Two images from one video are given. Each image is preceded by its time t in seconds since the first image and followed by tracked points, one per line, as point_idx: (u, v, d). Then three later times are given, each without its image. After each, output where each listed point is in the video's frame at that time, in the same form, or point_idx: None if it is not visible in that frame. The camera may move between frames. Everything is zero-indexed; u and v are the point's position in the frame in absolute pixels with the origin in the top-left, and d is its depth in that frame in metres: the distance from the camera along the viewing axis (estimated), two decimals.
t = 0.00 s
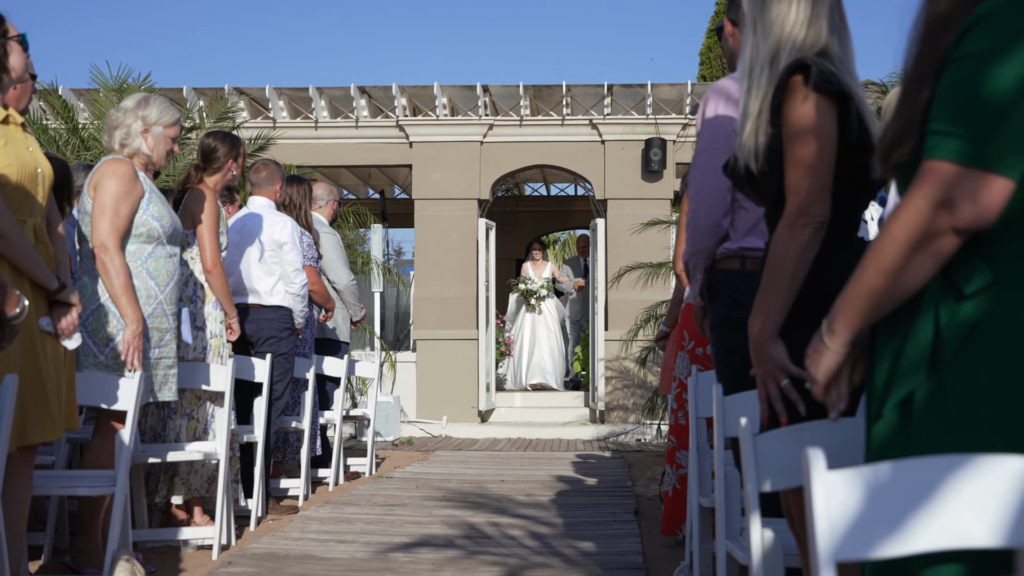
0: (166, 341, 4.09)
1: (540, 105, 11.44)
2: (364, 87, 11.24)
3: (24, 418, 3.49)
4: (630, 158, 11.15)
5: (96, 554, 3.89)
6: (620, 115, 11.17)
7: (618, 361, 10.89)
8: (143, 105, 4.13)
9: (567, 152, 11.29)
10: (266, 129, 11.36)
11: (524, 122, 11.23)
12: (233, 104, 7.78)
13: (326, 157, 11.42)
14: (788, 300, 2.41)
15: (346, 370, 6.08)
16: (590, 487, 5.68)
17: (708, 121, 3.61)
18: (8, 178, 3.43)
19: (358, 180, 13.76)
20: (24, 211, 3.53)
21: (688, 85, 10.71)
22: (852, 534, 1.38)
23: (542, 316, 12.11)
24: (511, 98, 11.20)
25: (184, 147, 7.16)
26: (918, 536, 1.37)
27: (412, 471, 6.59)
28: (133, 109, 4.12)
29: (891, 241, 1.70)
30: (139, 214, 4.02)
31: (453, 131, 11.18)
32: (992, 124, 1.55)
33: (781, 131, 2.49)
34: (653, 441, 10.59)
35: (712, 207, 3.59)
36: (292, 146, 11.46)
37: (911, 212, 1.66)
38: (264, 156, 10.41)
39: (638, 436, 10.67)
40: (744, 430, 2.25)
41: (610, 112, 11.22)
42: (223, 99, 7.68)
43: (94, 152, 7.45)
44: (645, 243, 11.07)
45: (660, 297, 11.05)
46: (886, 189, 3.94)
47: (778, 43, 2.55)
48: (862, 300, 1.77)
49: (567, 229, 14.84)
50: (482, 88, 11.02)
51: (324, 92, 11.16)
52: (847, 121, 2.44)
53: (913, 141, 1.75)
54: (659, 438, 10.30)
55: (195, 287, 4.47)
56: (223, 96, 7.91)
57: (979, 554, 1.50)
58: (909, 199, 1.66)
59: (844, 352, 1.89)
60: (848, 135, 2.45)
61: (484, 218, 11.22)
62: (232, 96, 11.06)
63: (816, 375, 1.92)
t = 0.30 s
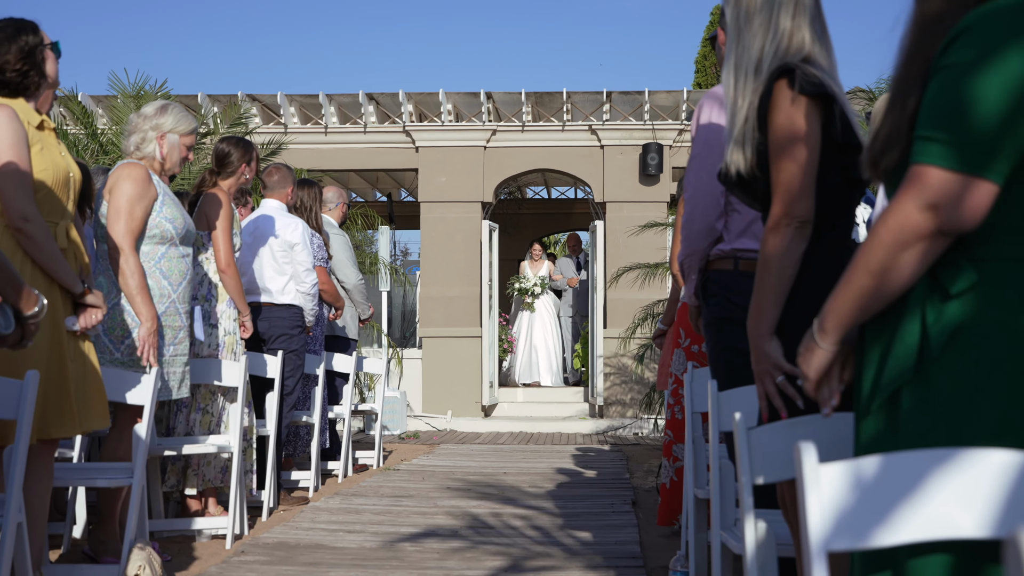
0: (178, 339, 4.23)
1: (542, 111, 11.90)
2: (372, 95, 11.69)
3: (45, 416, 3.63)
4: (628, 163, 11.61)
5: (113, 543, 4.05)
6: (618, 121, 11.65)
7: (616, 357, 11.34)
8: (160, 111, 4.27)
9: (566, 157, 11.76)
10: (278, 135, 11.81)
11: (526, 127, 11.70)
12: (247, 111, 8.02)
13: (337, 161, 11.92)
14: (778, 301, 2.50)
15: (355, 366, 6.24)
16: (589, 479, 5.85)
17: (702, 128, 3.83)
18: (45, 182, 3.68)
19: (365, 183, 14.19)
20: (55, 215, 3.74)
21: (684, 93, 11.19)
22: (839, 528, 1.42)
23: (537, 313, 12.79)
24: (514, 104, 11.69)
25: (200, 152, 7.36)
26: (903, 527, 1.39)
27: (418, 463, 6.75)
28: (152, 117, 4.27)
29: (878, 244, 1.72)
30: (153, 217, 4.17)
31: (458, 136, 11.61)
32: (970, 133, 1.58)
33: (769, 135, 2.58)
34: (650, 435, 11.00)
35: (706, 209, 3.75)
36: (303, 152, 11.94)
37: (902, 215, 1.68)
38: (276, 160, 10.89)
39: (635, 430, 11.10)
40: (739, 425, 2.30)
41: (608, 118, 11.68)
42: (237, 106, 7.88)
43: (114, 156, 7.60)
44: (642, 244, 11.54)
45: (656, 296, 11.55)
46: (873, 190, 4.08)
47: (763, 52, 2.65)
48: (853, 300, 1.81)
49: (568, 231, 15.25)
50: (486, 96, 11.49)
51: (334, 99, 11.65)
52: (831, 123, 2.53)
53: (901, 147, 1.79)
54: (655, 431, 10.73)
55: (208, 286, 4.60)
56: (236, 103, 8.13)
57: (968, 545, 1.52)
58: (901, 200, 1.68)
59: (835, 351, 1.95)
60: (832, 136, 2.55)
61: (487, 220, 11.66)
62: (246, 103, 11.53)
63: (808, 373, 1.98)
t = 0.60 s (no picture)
0: (190, 338, 4.39)
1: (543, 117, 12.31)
2: (380, 101, 12.14)
3: (67, 412, 3.81)
4: (626, 167, 12.01)
5: (130, 533, 4.20)
6: (617, 127, 12.04)
7: (615, 354, 11.74)
8: (189, 123, 4.47)
9: (566, 161, 12.16)
10: (289, 140, 12.27)
11: (528, 132, 12.12)
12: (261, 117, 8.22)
13: (347, 165, 12.40)
14: (776, 300, 2.60)
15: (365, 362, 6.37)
16: (590, 471, 6.01)
17: (697, 132, 3.98)
18: (70, 188, 3.86)
19: (373, 186, 14.62)
20: (78, 219, 3.92)
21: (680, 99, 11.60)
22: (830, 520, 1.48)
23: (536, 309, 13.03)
24: (516, 110, 12.21)
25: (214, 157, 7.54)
26: (891, 518, 1.45)
27: (425, 456, 6.88)
28: (184, 132, 4.45)
29: (868, 244, 1.85)
30: (170, 220, 4.32)
31: (462, 141, 12.04)
32: (958, 138, 1.71)
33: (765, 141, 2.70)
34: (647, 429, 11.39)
35: (701, 212, 3.89)
36: (313, 156, 12.40)
37: (890, 217, 1.81)
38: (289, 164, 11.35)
39: (634, 424, 11.47)
40: (733, 419, 2.38)
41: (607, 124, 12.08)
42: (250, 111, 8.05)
43: (131, 161, 7.76)
44: (640, 246, 11.91)
45: (654, 295, 11.94)
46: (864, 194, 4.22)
47: (756, 61, 2.76)
48: (843, 298, 1.93)
49: (567, 232, 15.93)
50: (489, 102, 11.93)
51: (343, 105, 12.14)
52: (824, 128, 2.64)
53: (887, 153, 1.93)
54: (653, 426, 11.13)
55: (222, 285, 4.76)
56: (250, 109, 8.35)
57: (952, 535, 1.63)
58: (889, 202, 1.81)
59: (825, 348, 2.08)
60: (825, 140, 2.66)
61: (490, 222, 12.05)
62: (259, 110, 11.99)
63: (800, 369, 2.11)
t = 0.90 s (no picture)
0: (206, 336, 4.56)
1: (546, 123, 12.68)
2: (389, 107, 12.53)
3: (87, 408, 3.99)
4: (626, 171, 12.40)
5: (148, 522, 4.37)
6: (617, 132, 12.44)
7: (615, 352, 12.16)
8: (213, 132, 4.65)
9: (568, 165, 12.57)
10: (301, 145, 12.66)
11: (531, 138, 12.51)
12: (274, 123, 8.44)
13: (357, 169, 12.79)
14: (772, 298, 2.66)
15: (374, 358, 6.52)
16: (590, 464, 6.17)
17: (694, 139, 4.10)
18: (92, 193, 4.02)
19: (381, 190, 14.98)
20: (99, 223, 4.09)
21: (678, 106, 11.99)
22: (818, 509, 1.54)
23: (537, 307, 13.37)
24: (520, 116, 12.52)
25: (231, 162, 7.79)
26: (880, 506, 1.51)
27: (432, 449, 7.05)
28: (209, 139, 4.63)
29: (857, 247, 1.85)
30: (192, 224, 4.51)
31: (468, 146, 12.45)
32: (946, 145, 1.71)
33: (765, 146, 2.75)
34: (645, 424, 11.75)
35: (698, 215, 4.02)
36: (325, 161, 12.78)
37: (878, 219, 1.80)
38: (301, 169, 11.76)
39: (632, 419, 11.84)
40: (729, 414, 2.50)
41: (608, 130, 12.46)
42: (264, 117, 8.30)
43: (149, 165, 7.98)
44: (639, 248, 12.25)
45: (653, 294, 12.21)
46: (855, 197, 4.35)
47: (756, 70, 2.83)
48: (832, 299, 1.94)
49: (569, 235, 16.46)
50: (493, 109, 12.30)
51: (353, 112, 12.51)
52: (821, 134, 2.72)
53: (876, 159, 1.92)
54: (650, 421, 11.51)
55: (236, 285, 4.92)
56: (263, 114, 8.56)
57: (938, 528, 1.64)
58: (878, 204, 1.80)
59: (816, 349, 2.10)
60: (821, 147, 2.74)
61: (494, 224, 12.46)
62: (272, 116, 12.37)
63: (792, 368, 2.15)
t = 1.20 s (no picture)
0: (220, 333, 4.74)
1: (547, 129, 12.99)
2: (397, 114, 12.86)
3: (106, 403, 4.15)
4: (625, 175, 12.68)
5: (166, 513, 4.55)
6: (616, 138, 12.73)
7: (614, 349, 12.40)
8: (232, 139, 4.86)
9: (568, 170, 12.85)
10: (312, 150, 12.98)
11: (534, 143, 12.82)
12: (288, 130, 8.72)
13: (365, 174, 13.11)
14: (787, 295, 2.72)
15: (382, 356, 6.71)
16: (590, 457, 6.36)
17: (691, 142, 4.18)
18: (113, 197, 4.19)
19: (390, 193, 15.29)
20: (118, 226, 4.26)
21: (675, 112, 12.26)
22: (806, 492, 1.62)
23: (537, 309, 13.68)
24: (523, 122, 12.83)
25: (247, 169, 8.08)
26: (864, 496, 1.58)
27: (439, 443, 7.25)
28: (229, 146, 4.84)
29: (845, 248, 1.96)
30: (209, 227, 4.69)
31: (472, 151, 12.76)
32: (931, 152, 1.82)
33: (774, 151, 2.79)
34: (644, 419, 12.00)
35: (694, 218, 4.14)
36: (335, 165, 13.11)
37: (865, 222, 1.91)
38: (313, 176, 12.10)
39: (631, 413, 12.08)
40: (725, 409, 2.56)
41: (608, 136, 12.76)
42: (279, 125, 8.59)
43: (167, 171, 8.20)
44: (639, 249, 12.50)
45: (651, 294, 12.46)
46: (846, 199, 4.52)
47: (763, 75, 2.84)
48: (821, 299, 2.05)
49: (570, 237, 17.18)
50: (497, 115, 12.60)
51: (363, 118, 12.83)
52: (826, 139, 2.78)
53: (863, 164, 2.03)
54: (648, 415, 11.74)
55: (251, 286, 5.13)
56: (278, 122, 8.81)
57: (921, 518, 1.77)
58: (865, 207, 1.91)
59: (805, 346, 2.24)
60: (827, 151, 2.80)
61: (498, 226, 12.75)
62: (285, 123, 12.70)
63: (783, 364, 2.28)
